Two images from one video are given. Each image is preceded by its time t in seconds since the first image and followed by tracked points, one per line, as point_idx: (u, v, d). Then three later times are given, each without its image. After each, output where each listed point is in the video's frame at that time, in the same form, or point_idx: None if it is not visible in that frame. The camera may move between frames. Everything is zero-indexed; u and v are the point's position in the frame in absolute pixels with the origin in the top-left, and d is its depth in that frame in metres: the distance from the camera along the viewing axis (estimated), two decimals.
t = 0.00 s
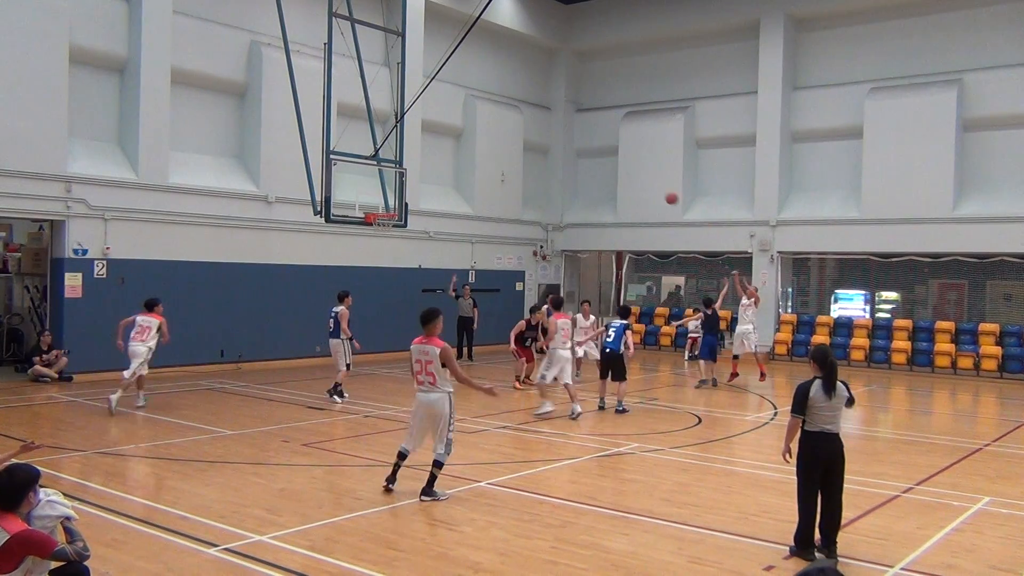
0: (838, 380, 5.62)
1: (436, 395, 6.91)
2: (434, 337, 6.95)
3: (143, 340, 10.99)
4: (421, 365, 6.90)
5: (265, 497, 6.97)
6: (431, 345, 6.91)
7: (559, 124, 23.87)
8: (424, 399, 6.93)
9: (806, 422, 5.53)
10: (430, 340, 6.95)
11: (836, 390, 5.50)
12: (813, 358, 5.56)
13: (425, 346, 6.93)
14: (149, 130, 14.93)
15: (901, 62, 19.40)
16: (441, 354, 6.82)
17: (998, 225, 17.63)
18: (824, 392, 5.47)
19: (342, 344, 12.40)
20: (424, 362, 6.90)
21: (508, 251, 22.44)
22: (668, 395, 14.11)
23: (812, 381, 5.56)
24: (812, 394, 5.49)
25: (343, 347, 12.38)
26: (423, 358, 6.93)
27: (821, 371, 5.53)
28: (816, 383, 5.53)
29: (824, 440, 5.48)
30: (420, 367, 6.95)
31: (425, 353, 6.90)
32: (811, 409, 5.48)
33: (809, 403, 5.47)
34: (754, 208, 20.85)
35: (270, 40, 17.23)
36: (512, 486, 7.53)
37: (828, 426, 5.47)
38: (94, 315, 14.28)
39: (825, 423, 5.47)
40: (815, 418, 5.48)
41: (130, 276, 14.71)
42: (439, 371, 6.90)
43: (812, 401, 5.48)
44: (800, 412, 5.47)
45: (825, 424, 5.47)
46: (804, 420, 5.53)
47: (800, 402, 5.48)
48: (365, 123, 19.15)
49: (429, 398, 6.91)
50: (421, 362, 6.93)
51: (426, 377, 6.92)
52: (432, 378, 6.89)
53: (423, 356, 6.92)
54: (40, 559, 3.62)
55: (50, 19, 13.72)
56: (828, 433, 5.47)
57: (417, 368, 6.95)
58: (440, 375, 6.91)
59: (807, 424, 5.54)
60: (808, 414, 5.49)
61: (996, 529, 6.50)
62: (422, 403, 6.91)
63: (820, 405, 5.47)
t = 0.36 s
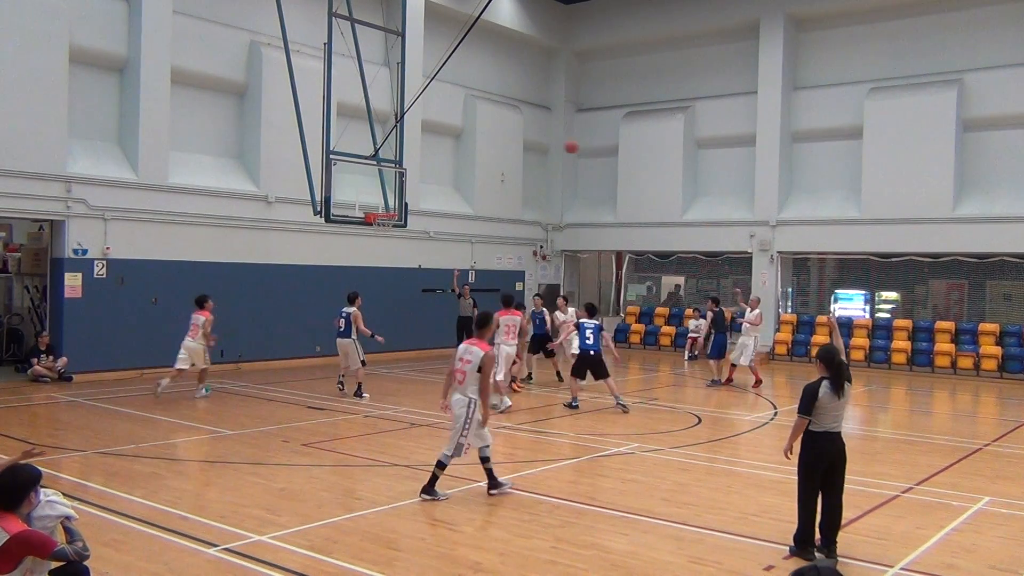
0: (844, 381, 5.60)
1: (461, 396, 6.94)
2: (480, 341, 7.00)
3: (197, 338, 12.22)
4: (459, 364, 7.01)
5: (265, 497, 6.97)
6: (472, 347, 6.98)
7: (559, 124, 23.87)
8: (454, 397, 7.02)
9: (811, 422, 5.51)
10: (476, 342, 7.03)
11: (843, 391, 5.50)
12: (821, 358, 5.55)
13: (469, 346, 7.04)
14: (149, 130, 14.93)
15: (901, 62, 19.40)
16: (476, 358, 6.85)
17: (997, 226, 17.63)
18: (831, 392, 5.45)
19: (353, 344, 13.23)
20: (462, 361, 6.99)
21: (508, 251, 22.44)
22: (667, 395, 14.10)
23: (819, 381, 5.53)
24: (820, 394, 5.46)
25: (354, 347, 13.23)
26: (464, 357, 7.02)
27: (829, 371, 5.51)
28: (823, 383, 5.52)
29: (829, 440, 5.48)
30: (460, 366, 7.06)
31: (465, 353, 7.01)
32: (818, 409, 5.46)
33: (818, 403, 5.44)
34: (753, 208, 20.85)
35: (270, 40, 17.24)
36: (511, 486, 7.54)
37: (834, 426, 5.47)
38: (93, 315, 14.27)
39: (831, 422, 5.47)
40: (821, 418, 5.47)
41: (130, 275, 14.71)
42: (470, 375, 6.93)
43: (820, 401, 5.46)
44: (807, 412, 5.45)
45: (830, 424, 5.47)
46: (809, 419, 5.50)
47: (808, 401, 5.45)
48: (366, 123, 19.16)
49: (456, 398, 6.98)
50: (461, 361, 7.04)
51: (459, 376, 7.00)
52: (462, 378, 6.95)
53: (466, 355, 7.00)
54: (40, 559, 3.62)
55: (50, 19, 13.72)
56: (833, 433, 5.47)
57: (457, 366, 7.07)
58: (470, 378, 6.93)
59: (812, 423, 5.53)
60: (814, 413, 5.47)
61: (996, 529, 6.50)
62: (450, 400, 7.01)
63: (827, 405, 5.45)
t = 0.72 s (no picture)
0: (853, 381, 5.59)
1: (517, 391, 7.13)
2: (529, 336, 7.18)
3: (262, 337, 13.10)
4: (511, 359, 7.14)
5: (265, 497, 6.97)
6: (523, 342, 7.14)
7: (559, 124, 23.87)
8: (506, 393, 7.15)
9: (822, 421, 5.49)
10: (524, 337, 7.19)
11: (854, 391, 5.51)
12: (830, 358, 5.54)
13: (518, 341, 7.18)
14: (149, 130, 14.92)
15: (901, 62, 19.41)
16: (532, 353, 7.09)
17: (997, 226, 17.64)
18: (844, 393, 5.44)
19: (349, 344, 13.28)
20: (513, 357, 7.14)
21: (508, 251, 22.44)
22: (667, 395, 14.11)
23: (831, 381, 5.51)
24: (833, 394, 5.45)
25: (350, 348, 13.30)
26: (514, 353, 7.17)
27: (840, 372, 5.51)
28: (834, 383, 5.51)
29: (839, 440, 5.46)
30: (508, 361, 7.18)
31: (516, 349, 7.14)
32: (830, 409, 5.45)
33: (831, 402, 5.43)
34: (753, 208, 20.86)
35: (270, 40, 17.23)
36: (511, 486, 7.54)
37: (844, 426, 5.47)
38: (93, 315, 14.27)
39: (841, 422, 5.46)
40: (833, 417, 5.45)
41: (130, 276, 14.71)
42: (523, 369, 7.10)
43: (833, 400, 5.45)
44: (820, 411, 5.42)
45: (841, 423, 5.46)
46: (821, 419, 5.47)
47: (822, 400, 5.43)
48: (365, 123, 19.16)
49: (508, 393, 7.15)
50: (511, 356, 7.17)
51: (510, 372, 7.14)
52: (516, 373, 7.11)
53: (514, 351, 7.17)
54: (40, 560, 3.62)
55: (49, 19, 13.72)
56: (844, 433, 5.47)
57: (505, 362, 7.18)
58: (524, 372, 7.10)
59: (823, 423, 5.50)
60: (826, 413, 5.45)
61: (996, 529, 6.50)
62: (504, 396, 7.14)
63: (840, 404, 5.44)
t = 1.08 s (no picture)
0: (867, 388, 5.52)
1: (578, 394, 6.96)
2: (590, 339, 7.01)
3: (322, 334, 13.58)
4: (571, 362, 7.01)
5: (265, 497, 6.97)
6: (584, 345, 6.99)
7: (559, 124, 23.87)
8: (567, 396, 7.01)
9: (833, 429, 5.46)
10: (585, 340, 7.04)
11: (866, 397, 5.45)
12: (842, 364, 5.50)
13: (580, 345, 7.03)
14: (149, 130, 14.92)
15: (900, 62, 19.41)
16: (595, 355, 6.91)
17: (997, 226, 17.64)
18: (853, 399, 5.40)
19: (349, 338, 13.31)
20: (574, 360, 7.00)
21: (508, 251, 22.43)
22: (667, 395, 14.10)
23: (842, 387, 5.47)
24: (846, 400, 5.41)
25: (350, 340, 13.29)
26: (575, 356, 7.02)
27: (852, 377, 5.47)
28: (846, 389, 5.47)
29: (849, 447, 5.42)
30: (569, 364, 7.04)
31: (576, 352, 7.00)
32: (840, 415, 5.41)
33: (842, 408, 5.40)
34: (753, 208, 20.86)
35: (270, 40, 17.23)
36: (510, 486, 7.53)
37: (856, 432, 5.42)
38: (93, 315, 14.27)
39: (854, 429, 5.42)
40: (843, 424, 5.41)
41: (130, 276, 14.71)
42: (584, 373, 6.95)
43: (846, 407, 5.40)
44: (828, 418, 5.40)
45: (852, 430, 5.41)
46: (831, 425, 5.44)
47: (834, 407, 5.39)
48: (365, 123, 19.15)
49: (570, 396, 6.99)
50: (571, 359, 7.03)
51: (571, 375, 7.01)
52: (576, 377, 6.97)
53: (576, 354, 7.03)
54: (40, 560, 3.62)
55: (49, 20, 13.72)
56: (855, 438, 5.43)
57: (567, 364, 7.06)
58: (585, 376, 6.94)
59: (834, 430, 5.46)
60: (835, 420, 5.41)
61: (996, 529, 6.50)
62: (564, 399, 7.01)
63: (851, 410, 5.40)
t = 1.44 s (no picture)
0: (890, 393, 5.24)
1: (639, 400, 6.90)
2: (651, 345, 6.98)
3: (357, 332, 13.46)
4: (632, 368, 6.95)
5: (265, 497, 6.98)
6: (645, 351, 6.95)
7: (559, 124, 23.88)
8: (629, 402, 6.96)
9: (855, 436, 5.18)
10: (647, 346, 6.99)
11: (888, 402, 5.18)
12: (862, 368, 5.20)
13: (641, 351, 6.98)
14: (149, 131, 14.92)
15: (900, 62, 19.42)
16: (656, 362, 6.86)
17: (997, 226, 17.65)
18: (875, 405, 5.13)
19: (360, 341, 13.41)
20: (636, 365, 6.94)
21: (507, 251, 22.42)
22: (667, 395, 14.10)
23: (862, 393, 5.20)
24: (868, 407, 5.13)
25: (360, 342, 13.41)
26: (637, 362, 6.97)
27: (874, 382, 5.18)
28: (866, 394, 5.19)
29: (871, 455, 5.15)
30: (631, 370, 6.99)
31: (638, 358, 6.95)
32: (862, 422, 5.14)
33: (862, 416, 5.12)
34: (752, 208, 20.86)
35: (270, 40, 17.23)
36: (510, 486, 7.53)
37: (879, 439, 5.16)
38: (93, 315, 14.27)
39: (876, 436, 5.15)
40: (866, 431, 5.15)
41: (130, 275, 14.71)
42: (646, 379, 6.90)
43: (867, 414, 5.13)
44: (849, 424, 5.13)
45: (875, 437, 5.15)
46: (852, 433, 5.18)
47: (854, 415, 5.12)
48: (365, 123, 19.14)
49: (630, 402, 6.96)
50: (633, 365, 6.97)
51: (633, 381, 6.96)
52: (638, 383, 6.92)
53: (638, 360, 6.98)
54: (40, 560, 3.62)
55: (49, 19, 13.72)
56: (878, 447, 5.15)
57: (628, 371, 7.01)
58: (646, 383, 6.90)
59: (855, 438, 5.19)
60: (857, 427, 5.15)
61: (997, 529, 6.50)
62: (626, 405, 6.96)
63: (873, 417, 5.13)
